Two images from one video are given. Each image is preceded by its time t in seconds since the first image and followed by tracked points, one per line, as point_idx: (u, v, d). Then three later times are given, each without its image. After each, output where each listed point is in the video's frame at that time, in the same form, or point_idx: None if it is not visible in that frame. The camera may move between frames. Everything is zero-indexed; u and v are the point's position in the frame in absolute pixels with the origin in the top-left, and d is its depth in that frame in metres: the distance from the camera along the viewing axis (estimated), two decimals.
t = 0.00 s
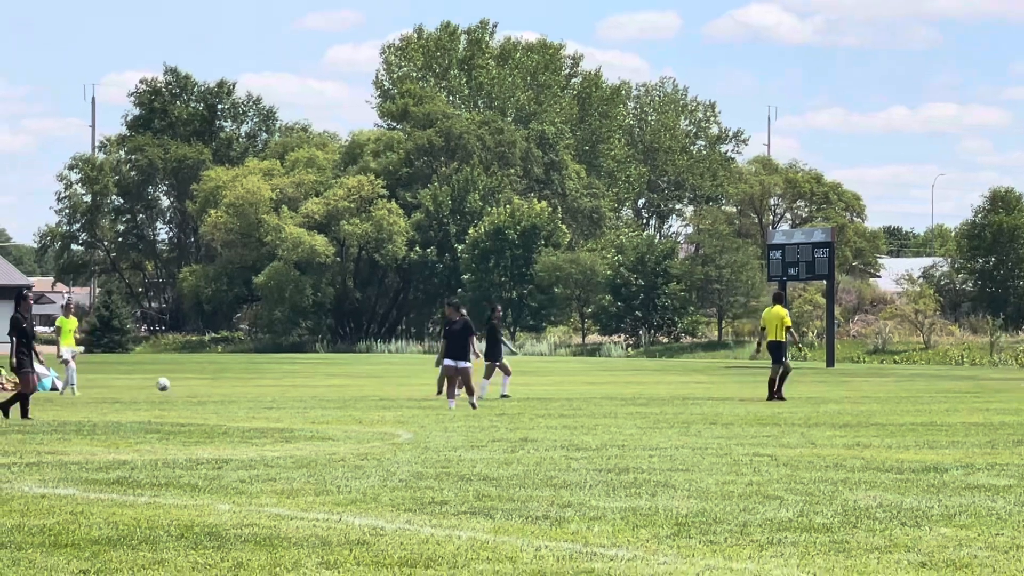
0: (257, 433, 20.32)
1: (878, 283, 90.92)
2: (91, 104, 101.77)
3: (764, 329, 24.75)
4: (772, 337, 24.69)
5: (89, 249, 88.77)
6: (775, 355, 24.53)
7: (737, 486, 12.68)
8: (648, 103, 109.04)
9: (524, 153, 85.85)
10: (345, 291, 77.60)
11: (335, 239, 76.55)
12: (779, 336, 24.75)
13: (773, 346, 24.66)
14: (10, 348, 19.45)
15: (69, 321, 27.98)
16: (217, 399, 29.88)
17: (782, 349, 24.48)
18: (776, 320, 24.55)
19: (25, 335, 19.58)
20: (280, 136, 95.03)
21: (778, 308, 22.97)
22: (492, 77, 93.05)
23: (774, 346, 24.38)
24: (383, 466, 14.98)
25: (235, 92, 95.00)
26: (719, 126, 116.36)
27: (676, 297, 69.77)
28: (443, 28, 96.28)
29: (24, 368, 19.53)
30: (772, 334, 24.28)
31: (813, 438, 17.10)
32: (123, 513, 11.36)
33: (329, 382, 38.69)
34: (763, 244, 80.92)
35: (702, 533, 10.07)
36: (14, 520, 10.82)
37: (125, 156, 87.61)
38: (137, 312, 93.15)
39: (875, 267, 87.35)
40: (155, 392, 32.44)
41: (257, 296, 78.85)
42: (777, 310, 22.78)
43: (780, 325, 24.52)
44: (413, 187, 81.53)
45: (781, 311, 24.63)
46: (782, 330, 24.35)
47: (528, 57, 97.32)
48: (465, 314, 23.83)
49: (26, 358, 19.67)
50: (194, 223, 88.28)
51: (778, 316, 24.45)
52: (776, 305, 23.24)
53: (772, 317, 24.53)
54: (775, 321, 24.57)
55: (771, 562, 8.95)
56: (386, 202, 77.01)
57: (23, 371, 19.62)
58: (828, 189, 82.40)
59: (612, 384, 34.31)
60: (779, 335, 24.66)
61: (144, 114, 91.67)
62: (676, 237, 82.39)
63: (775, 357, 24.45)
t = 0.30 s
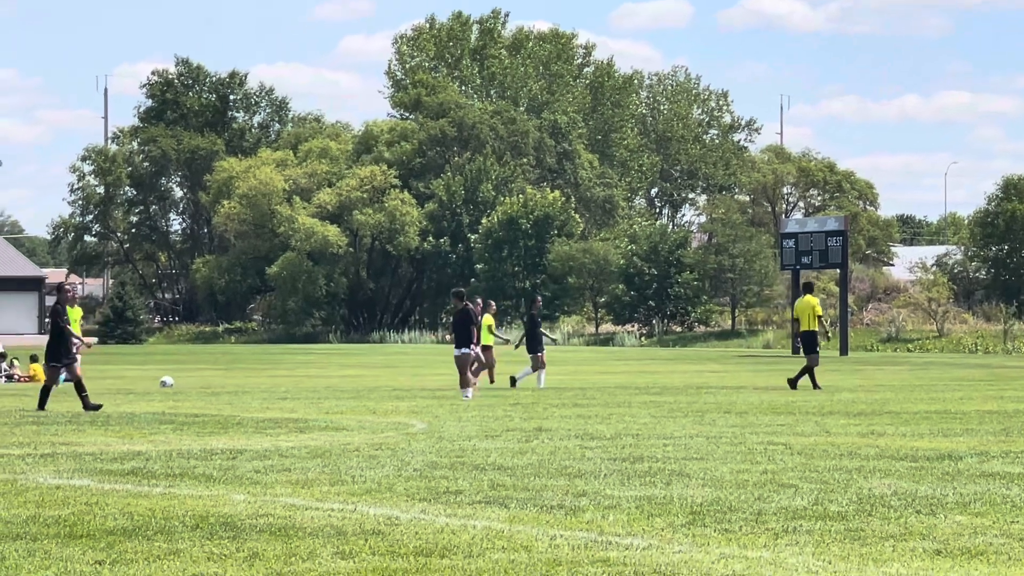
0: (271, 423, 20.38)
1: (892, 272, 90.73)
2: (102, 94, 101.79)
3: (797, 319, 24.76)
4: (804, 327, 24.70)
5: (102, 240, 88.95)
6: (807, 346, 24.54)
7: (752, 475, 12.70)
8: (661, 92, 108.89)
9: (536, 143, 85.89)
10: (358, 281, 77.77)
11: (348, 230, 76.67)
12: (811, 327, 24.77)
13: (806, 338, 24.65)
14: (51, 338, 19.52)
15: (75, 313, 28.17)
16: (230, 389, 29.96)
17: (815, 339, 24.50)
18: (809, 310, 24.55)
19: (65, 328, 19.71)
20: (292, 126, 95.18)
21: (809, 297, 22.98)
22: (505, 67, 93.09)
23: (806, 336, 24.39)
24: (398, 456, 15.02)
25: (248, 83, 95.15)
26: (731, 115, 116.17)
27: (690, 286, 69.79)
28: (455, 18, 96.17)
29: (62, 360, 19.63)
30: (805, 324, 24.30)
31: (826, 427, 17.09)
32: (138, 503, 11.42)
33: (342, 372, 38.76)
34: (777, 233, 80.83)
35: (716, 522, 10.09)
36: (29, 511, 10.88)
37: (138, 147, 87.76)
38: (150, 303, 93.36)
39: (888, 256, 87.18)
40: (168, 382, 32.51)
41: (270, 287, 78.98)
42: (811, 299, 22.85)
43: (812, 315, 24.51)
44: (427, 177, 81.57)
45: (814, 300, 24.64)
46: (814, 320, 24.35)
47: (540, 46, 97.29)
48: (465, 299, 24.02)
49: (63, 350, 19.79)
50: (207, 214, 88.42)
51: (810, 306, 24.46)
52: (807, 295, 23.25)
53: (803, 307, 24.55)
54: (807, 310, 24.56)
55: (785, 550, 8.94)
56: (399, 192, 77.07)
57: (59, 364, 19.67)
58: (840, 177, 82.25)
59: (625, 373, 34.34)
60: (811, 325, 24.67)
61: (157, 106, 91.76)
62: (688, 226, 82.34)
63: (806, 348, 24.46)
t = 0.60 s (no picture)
0: (289, 414, 20.45)
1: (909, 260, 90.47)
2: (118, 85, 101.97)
3: (831, 306, 24.75)
4: (839, 314, 24.68)
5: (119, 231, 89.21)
6: (841, 333, 24.51)
7: (770, 463, 12.71)
8: (678, 82, 108.70)
9: (553, 133, 85.89)
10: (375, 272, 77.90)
11: (364, 220, 76.77)
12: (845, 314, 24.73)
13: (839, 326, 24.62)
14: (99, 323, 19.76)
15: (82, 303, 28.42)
16: (248, 380, 30.07)
17: (849, 327, 24.50)
18: (842, 297, 24.54)
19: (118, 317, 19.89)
20: (309, 117, 95.35)
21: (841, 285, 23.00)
22: (521, 57, 93.08)
23: (839, 324, 24.38)
24: (416, 445, 15.08)
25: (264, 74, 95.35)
26: (748, 103, 115.92)
27: (706, 275, 69.75)
28: (471, 7, 96.04)
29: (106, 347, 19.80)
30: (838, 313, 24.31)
31: (844, 416, 17.09)
32: (156, 494, 11.49)
33: (359, 362, 38.83)
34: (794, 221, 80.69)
35: (733, 511, 10.10)
36: (47, 501, 10.96)
37: (155, 139, 87.95)
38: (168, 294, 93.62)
39: (905, 245, 86.87)
40: (185, 373, 32.61)
41: (287, 277, 79.11)
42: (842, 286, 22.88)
43: (845, 302, 24.49)
44: (444, 167, 81.60)
45: (846, 287, 24.62)
46: (846, 307, 24.34)
47: (556, 36, 97.18)
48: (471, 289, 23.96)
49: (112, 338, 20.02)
50: (224, 205, 88.63)
51: (842, 293, 24.45)
52: (838, 283, 23.26)
53: (836, 295, 24.53)
54: (840, 298, 24.54)
55: (804, 539, 8.96)
56: (416, 182, 77.13)
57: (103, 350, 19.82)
58: (858, 166, 81.97)
59: (642, 362, 34.36)
60: (845, 312, 24.65)
61: (173, 97, 91.90)
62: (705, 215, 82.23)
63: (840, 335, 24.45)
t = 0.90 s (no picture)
0: (313, 405, 20.53)
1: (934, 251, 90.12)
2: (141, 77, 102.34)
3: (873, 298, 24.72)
4: (882, 306, 24.64)
5: (143, 223, 89.52)
6: (884, 325, 24.47)
7: (795, 454, 12.71)
8: (701, 72, 108.53)
9: (577, 123, 85.94)
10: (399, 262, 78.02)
11: (387, 211, 76.88)
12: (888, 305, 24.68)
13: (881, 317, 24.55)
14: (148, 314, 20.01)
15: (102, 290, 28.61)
16: (271, 371, 30.18)
17: (892, 318, 24.41)
18: (885, 289, 24.49)
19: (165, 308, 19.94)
20: (332, 108, 95.60)
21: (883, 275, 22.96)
22: (544, 48, 93.18)
23: (882, 315, 24.33)
24: (440, 437, 15.13)
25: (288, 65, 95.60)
26: (771, 94, 115.65)
27: (730, 265, 69.65)
28: None
29: (152, 339, 19.89)
30: (881, 304, 24.22)
31: (868, 406, 17.09)
32: (181, 485, 11.56)
33: (383, 354, 38.93)
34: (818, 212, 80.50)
35: (758, 502, 10.11)
36: (72, 492, 11.05)
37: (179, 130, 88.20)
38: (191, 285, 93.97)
39: (929, 235, 86.57)
40: (210, 364, 32.73)
41: (311, 268, 79.28)
42: (883, 277, 22.88)
43: (888, 294, 24.41)
44: (467, 158, 81.63)
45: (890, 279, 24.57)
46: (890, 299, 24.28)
47: (579, 27, 97.10)
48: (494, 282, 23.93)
49: (161, 331, 20.10)
50: (248, 196, 88.91)
51: (885, 285, 24.41)
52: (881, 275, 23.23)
53: (880, 286, 24.49)
54: (883, 289, 24.50)
55: (828, 529, 8.97)
56: (439, 173, 77.19)
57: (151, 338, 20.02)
58: (882, 156, 81.63)
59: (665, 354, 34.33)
60: (888, 304, 24.61)
61: (196, 88, 92.11)
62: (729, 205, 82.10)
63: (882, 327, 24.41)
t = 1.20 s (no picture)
0: (343, 394, 20.61)
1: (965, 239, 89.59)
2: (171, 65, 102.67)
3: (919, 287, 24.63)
4: (929, 294, 24.53)
5: (174, 211, 89.90)
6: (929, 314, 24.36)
7: (826, 443, 12.69)
8: (731, 61, 108.12)
9: (606, 112, 85.83)
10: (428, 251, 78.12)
11: (417, 199, 76.95)
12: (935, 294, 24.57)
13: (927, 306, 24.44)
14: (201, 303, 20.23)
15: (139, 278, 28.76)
16: (301, 359, 30.28)
17: (938, 307, 24.30)
18: (931, 278, 24.38)
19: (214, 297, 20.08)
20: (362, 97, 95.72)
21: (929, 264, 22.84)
22: (574, 36, 92.98)
23: (928, 304, 24.22)
24: (470, 426, 15.16)
25: (318, 54, 95.74)
26: (802, 82, 115.12)
27: (761, 254, 69.47)
28: None
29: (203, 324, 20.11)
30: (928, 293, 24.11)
31: (899, 395, 17.05)
32: (211, 474, 11.63)
33: (412, 342, 39.06)
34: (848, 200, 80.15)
35: (789, 491, 10.10)
36: (103, 482, 11.14)
37: (209, 119, 88.47)
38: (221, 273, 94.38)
39: (960, 223, 86.10)
40: (240, 353, 32.86)
41: (341, 257, 79.46)
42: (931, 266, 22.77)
43: (934, 282, 24.27)
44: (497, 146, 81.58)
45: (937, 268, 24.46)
46: (937, 287, 24.16)
47: (609, 15, 96.84)
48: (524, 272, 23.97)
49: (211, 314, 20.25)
50: (278, 185, 89.16)
51: (932, 273, 24.29)
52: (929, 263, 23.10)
53: (926, 275, 24.37)
54: (929, 278, 24.38)
55: (860, 519, 8.95)
56: (469, 161, 77.19)
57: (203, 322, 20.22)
58: (913, 144, 81.15)
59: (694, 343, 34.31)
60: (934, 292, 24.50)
61: (226, 77, 92.32)
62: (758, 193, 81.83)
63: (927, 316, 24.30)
